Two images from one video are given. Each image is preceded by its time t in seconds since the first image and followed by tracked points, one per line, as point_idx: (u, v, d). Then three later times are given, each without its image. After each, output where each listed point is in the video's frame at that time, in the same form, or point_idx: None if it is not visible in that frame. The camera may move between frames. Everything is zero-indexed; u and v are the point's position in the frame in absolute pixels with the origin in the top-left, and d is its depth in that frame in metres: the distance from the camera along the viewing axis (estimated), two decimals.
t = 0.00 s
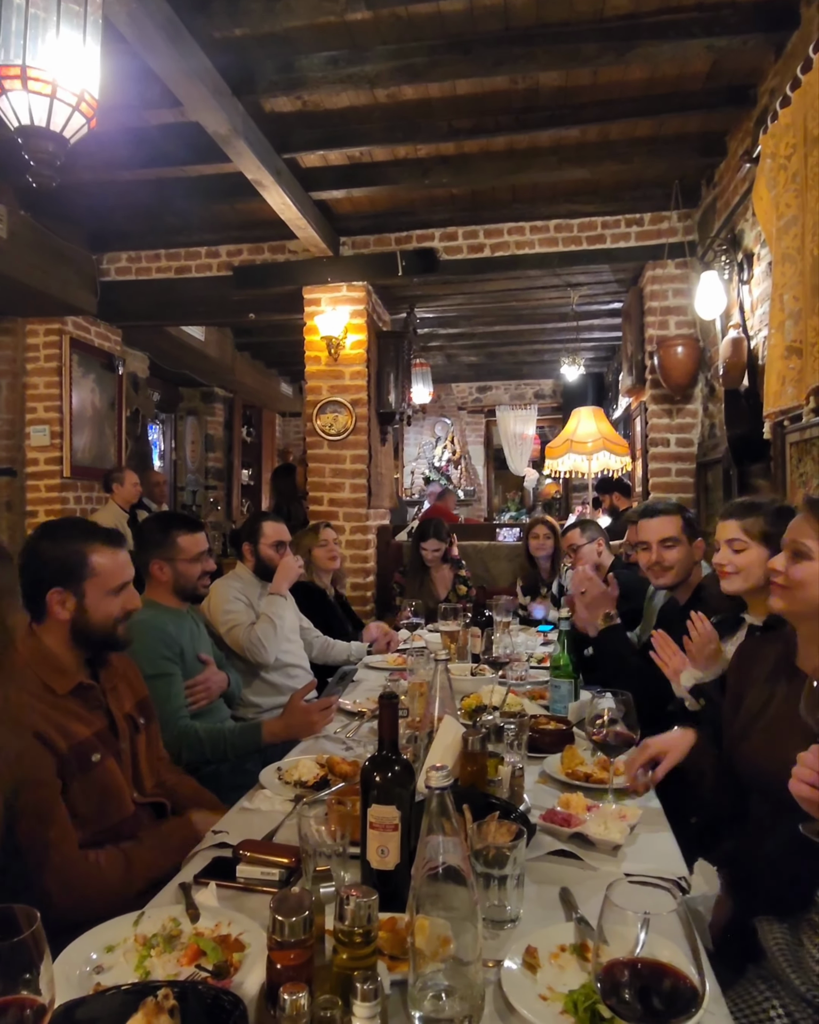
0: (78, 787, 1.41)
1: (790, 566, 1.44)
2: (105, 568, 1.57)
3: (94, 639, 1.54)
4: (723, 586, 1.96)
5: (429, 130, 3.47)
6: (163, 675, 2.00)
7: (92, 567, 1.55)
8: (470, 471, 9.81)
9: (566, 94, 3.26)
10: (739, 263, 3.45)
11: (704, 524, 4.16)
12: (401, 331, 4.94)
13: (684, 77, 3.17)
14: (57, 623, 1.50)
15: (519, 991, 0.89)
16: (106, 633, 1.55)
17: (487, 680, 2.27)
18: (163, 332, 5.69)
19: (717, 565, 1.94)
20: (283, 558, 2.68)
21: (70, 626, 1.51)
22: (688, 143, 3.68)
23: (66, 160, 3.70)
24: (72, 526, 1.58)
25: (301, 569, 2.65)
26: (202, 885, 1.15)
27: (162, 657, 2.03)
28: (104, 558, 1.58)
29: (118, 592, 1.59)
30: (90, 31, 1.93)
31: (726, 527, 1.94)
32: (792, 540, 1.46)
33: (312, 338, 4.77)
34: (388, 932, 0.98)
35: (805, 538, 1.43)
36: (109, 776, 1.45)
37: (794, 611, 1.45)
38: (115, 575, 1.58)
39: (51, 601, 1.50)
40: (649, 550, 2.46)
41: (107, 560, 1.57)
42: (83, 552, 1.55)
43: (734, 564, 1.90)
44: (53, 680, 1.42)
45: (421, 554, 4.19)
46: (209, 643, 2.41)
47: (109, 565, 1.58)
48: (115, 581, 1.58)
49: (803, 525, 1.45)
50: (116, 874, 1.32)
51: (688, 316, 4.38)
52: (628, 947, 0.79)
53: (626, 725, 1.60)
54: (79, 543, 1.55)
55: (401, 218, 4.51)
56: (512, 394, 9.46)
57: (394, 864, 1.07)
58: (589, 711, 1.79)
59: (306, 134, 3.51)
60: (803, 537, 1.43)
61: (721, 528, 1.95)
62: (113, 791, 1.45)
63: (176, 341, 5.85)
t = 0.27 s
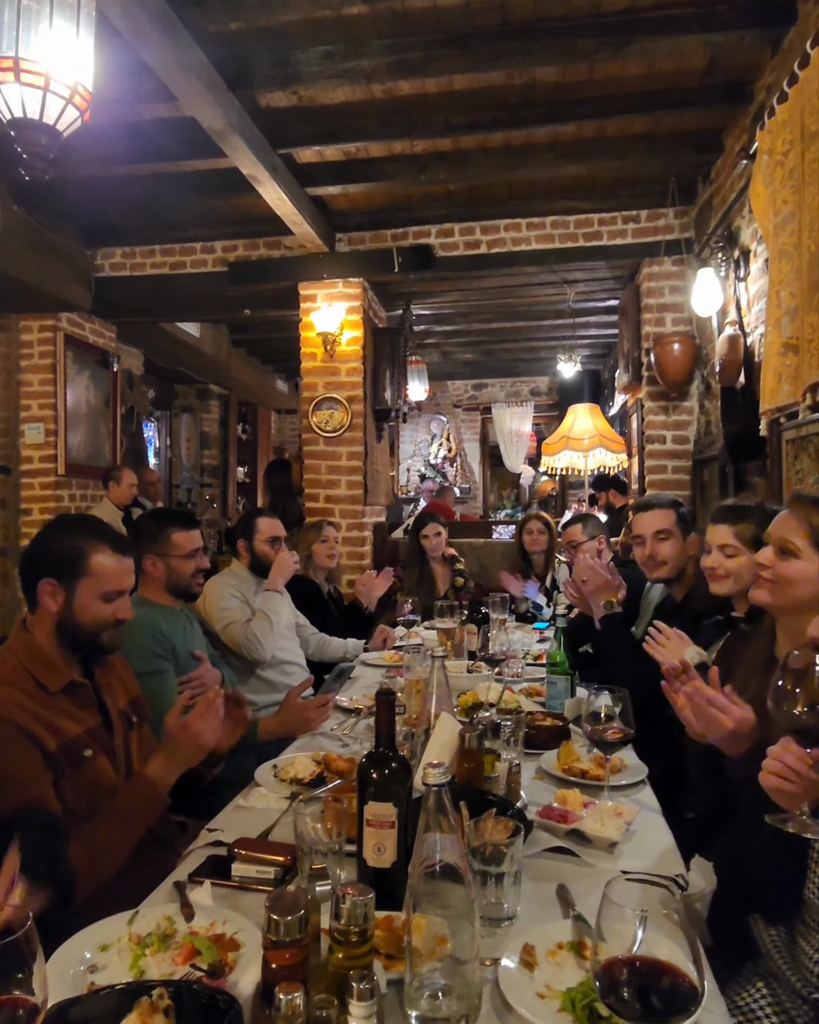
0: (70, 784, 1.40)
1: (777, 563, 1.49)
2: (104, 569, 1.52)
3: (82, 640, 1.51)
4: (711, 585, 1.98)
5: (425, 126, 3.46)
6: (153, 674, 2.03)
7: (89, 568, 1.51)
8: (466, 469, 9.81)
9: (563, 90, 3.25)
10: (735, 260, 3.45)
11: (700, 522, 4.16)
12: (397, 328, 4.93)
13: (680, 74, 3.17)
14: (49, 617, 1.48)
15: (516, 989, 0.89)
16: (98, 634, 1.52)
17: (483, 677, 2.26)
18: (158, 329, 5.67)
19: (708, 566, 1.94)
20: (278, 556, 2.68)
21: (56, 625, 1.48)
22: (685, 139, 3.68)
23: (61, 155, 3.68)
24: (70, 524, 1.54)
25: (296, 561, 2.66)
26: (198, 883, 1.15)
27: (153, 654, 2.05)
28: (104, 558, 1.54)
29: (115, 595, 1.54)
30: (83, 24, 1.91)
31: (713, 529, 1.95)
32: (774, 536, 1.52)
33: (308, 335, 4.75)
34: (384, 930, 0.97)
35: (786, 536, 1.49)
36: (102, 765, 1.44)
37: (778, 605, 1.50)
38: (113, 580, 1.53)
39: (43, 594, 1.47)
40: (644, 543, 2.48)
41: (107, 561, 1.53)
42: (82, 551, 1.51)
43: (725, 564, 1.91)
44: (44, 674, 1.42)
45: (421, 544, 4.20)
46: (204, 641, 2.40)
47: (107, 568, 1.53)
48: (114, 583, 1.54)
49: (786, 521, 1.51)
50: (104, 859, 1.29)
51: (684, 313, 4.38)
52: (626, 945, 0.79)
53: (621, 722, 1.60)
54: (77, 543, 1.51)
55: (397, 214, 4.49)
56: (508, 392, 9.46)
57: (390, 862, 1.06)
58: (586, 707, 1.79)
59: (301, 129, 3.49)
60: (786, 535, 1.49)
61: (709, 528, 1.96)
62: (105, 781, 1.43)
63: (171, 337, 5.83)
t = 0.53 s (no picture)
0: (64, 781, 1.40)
1: (761, 560, 1.52)
2: (97, 571, 1.50)
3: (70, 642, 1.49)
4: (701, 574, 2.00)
5: (421, 124, 3.45)
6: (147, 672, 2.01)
7: (80, 569, 1.49)
8: (461, 467, 9.81)
9: (558, 88, 3.25)
10: (730, 259, 3.45)
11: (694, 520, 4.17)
12: (393, 327, 4.92)
13: (675, 73, 3.17)
14: (39, 614, 1.47)
15: (510, 986, 0.89)
16: (86, 636, 1.51)
17: (478, 675, 2.26)
18: (153, 327, 5.65)
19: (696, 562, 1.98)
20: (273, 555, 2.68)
21: (45, 623, 1.47)
22: (680, 138, 3.68)
23: (55, 152, 3.67)
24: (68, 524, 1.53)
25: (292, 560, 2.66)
26: (192, 882, 1.15)
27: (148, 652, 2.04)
28: (98, 561, 1.51)
29: (106, 599, 1.52)
30: (77, 21, 1.90)
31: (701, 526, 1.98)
32: (753, 534, 1.56)
33: (303, 333, 4.75)
34: (378, 929, 0.97)
35: (769, 533, 1.51)
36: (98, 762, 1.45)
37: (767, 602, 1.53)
38: (106, 583, 1.51)
39: (32, 591, 1.46)
40: (636, 538, 2.49)
41: (102, 564, 1.51)
42: (78, 550, 1.49)
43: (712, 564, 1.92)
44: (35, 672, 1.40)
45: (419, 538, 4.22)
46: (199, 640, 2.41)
47: (101, 570, 1.51)
48: (107, 586, 1.52)
49: (761, 520, 1.55)
50: (103, 853, 1.30)
51: (679, 312, 4.38)
52: (619, 943, 0.79)
53: (616, 719, 1.61)
54: (73, 543, 1.49)
55: (392, 212, 4.49)
56: (503, 391, 9.46)
57: (384, 861, 1.06)
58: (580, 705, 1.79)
59: (296, 127, 3.48)
60: (768, 533, 1.52)
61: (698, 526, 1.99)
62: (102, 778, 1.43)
63: (166, 335, 5.81)
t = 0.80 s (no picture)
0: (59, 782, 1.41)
1: (772, 558, 1.51)
2: (91, 574, 1.49)
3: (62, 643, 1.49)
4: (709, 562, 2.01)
5: (413, 122, 3.45)
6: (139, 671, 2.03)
7: (74, 571, 1.48)
8: (455, 466, 9.82)
9: (550, 88, 3.25)
10: (722, 258, 3.46)
11: (687, 519, 4.19)
12: (386, 325, 4.92)
13: (667, 72, 3.18)
14: (33, 612, 1.48)
15: (502, 985, 0.89)
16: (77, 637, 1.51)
17: (471, 674, 2.27)
18: (145, 326, 5.64)
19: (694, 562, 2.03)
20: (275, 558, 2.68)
21: (38, 623, 1.48)
22: (672, 138, 3.69)
23: (46, 149, 3.64)
24: (63, 524, 1.52)
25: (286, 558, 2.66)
26: (183, 882, 1.15)
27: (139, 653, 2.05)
28: (94, 565, 1.50)
29: (99, 602, 1.52)
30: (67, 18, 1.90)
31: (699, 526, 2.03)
32: (757, 533, 1.56)
33: (296, 332, 4.74)
34: (369, 928, 0.97)
35: (775, 529, 1.52)
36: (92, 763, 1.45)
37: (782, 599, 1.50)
38: (98, 585, 1.50)
39: (27, 589, 1.47)
40: (626, 535, 2.50)
41: (97, 567, 1.50)
42: (72, 551, 1.48)
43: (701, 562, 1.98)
44: (31, 671, 1.39)
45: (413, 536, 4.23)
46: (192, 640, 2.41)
47: (95, 572, 1.50)
48: (100, 589, 1.51)
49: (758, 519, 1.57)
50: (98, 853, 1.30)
51: (671, 311, 4.39)
52: (610, 940, 0.79)
53: (607, 717, 1.61)
54: (68, 543, 1.48)
55: (385, 210, 4.49)
56: (496, 389, 9.46)
57: (376, 860, 1.06)
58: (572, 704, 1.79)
59: (288, 125, 3.47)
60: (771, 529, 1.53)
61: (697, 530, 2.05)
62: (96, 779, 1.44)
63: (158, 334, 5.79)
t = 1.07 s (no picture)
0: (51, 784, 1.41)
1: (793, 563, 1.47)
2: (78, 577, 1.48)
3: (48, 647, 1.47)
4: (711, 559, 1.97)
5: (406, 121, 3.45)
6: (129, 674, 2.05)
7: (61, 573, 1.47)
8: (447, 465, 9.82)
9: (543, 86, 3.25)
10: (713, 257, 3.47)
11: (679, 517, 4.20)
12: (378, 323, 4.91)
13: (659, 72, 3.19)
14: (18, 616, 1.46)
15: (494, 983, 0.89)
16: (62, 642, 1.48)
17: (464, 673, 2.27)
18: (136, 324, 5.61)
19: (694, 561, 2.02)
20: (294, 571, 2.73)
21: (23, 624, 1.45)
22: (663, 137, 3.70)
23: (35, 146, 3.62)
24: (49, 526, 1.51)
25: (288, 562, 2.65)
26: (175, 883, 1.14)
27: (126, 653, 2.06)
28: (80, 567, 1.49)
29: (86, 606, 1.50)
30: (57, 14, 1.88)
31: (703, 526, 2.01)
32: (773, 533, 1.53)
33: (288, 331, 4.73)
34: (363, 928, 0.97)
35: (790, 529, 1.49)
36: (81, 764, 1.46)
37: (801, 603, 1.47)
38: (84, 588, 1.49)
39: (13, 590, 1.46)
40: (614, 534, 2.50)
41: (83, 569, 1.49)
42: (57, 553, 1.47)
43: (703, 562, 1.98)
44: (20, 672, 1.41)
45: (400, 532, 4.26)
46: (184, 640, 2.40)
47: (82, 575, 1.49)
48: (87, 592, 1.50)
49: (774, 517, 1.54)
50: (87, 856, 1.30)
51: (663, 310, 4.41)
52: (603, 939, 0.79)
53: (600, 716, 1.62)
54: (56, 543, 1.48)
55: (377, 209, 4.48)
56: (489, 388, 9.46)
57: (368, 860, 1.06)
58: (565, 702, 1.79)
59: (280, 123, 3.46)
60: (787, 530, 1.50)
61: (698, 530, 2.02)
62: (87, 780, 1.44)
63: (149, 332, 5.77)
